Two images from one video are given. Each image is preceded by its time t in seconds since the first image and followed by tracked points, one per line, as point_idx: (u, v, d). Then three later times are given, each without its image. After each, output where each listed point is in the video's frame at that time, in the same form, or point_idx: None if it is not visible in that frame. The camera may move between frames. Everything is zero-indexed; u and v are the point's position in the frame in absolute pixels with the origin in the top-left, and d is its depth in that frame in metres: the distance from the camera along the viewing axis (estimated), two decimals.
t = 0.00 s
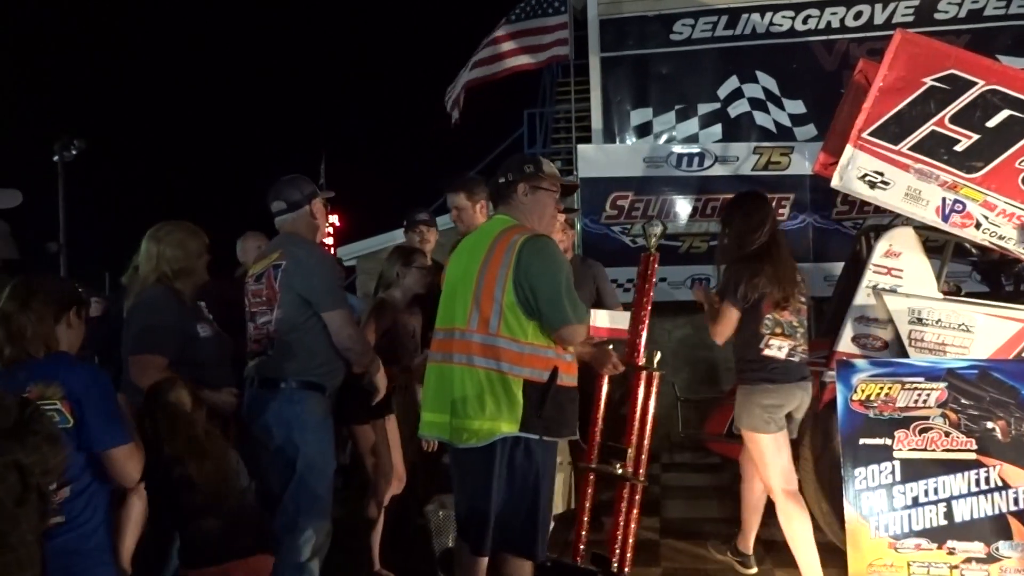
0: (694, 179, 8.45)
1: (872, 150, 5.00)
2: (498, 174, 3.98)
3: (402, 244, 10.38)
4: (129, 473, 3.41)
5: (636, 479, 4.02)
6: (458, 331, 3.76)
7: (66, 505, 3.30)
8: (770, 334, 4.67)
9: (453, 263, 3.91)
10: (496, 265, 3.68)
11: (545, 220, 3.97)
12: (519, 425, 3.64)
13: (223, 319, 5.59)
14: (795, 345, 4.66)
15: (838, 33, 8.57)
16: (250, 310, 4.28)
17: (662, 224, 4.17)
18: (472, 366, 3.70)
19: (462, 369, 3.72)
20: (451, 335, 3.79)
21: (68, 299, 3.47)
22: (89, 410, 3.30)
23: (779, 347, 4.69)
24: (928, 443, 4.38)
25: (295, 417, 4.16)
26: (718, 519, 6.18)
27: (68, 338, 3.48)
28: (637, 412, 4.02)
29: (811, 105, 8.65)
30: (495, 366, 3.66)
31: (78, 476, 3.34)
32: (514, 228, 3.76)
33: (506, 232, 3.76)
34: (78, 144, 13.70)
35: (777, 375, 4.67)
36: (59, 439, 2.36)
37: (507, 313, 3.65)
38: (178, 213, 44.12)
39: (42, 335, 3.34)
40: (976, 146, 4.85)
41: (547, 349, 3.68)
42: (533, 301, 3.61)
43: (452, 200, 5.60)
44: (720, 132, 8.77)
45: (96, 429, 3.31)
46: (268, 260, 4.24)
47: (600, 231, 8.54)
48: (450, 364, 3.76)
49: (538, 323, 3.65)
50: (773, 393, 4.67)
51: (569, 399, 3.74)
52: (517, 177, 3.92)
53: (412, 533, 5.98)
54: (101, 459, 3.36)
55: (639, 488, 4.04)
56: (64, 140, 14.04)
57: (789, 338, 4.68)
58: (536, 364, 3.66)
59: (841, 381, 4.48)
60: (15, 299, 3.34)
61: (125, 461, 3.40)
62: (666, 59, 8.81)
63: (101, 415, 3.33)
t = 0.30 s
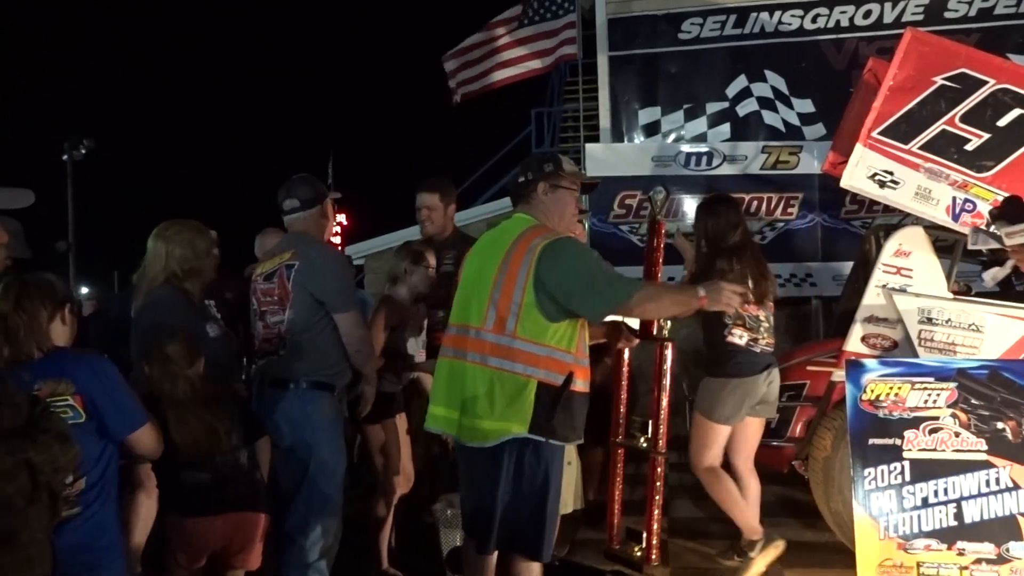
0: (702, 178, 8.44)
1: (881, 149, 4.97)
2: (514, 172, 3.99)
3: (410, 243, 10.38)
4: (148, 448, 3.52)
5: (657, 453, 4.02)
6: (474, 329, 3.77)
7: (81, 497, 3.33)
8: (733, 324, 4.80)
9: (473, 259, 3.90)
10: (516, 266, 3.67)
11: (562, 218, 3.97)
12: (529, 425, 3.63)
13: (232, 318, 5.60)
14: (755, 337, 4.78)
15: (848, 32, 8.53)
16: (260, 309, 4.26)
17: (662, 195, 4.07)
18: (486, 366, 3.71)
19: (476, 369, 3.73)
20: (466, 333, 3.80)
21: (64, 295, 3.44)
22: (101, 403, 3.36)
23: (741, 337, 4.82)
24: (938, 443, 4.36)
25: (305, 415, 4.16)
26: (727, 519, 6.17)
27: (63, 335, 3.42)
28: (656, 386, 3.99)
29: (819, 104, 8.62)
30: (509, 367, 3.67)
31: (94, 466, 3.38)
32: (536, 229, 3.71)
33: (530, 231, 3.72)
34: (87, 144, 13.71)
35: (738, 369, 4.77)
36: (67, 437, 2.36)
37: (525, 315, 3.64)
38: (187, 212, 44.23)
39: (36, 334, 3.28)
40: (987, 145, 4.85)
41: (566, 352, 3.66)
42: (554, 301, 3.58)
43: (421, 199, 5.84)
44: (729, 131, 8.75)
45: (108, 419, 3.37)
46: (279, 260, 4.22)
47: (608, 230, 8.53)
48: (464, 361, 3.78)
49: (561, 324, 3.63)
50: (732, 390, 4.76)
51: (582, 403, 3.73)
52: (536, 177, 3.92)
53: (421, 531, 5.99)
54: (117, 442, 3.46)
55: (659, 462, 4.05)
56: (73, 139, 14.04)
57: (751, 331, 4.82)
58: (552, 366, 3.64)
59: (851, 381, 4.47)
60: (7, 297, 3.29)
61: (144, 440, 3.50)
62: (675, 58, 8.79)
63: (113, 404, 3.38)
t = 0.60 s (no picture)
0: (716, 176, 8.41)
1: (895, 145, 4.94)
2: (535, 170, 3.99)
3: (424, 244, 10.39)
4: (161, 433, 3.64)
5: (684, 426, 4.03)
6: (500, 330, 3.76)
7: (105, 492, 3.38)
8: (710, 327, 5.19)
9: (496, 259, 3.90)
10: (541, 266, 3.66)
11: (583, 216, 3.96)
12: (561, 428, 3.62)
13: (246, 320, 5.62)
14: (730, 338, 5.16)
15: (861, 28, 8.48)
16: (278, 310, 4.24)
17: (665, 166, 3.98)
18: (514, 368, 3.71)
19: (506, 371, 3.73)
20: (492, 334, 3.80)
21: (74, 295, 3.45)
22: (118, 396, 3.41)
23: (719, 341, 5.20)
24: (956, 441, 4.33)
25: (322, 416, 4.17)
26: (743, 518, 6.15)
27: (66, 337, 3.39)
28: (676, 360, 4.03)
29: (832, 100, 8.58)
30: (537, 368, 3.66)
31: (115, 462, 3.42)
32: (559, 228, 3.71)
33: (553, 230, 3.72)
34: (103, 148, 13.79)
35: (712, 370, 5.15)
36: (85, 438, 2.38)
37: (552, 315, 3.64)
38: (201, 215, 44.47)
39: (36, 339, 3.23)
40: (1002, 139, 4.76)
41: (593, 350, 3.67)
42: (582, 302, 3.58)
43: (377, 203, 5.69)
44: (741, 129, 8.72)
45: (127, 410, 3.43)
46: (298, 261, 4.22)
47: (620, 229, 8.45)
48: (492, 362, 3.79)
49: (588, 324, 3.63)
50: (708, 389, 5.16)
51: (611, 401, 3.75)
52: (559, 174, 3.91)
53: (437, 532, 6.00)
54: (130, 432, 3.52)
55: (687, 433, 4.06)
56: (89, 143, 14.11)
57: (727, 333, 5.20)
58: (579, 366, 3.64)
59: (866, 378, 4.43)
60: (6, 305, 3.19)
61: (157, 425, 3.62)
62: (686, 56, 8.76)
63: (127, 396, 3.44)
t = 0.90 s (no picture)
0: (732, 175, 8.37)
1: (915, 143, 4.92)
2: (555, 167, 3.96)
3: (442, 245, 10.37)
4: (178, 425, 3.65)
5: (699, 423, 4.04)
6: (516, 331, 3.77)
7: (140, 485, 3.48)
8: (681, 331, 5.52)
9: (513, 259, 3.90)
10: (558, 267, 3.67)
11: (599, 217, 3.99)
12: (574, 430, 3.63)
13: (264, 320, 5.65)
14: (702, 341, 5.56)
15: (879, 25, 8.41)
16: (305, 308, 4.24)
17: (685, 163, 4.05)
18: (529, 368, 3.71)
19: (519, 372, 3.73)
20: (508, 335, 3.80)
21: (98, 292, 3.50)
22: (150, 390, 3.48)
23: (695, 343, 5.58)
24: (976, 442, 4.29)
25: (342, 415, 4.18)
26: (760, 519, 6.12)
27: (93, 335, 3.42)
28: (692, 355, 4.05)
29: (851, 98, 8.52)
30: (552, 369, 3.66)
31: (148, 456, 3.49)
32: (577, 229, 3.72)
33: (569, 231, 3.73)
34: (122, 150, 13.85)
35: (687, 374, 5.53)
36: (106, 436, 2.40)
37: (568, 316, 3.64)
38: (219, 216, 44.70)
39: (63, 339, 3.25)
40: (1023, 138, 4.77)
41: (607, 354, 3.67)
42: (597, 305, 3.58)
43: (374, 204, 5.60)
44: (758, 128, 8.68)
45: (158, 404, 3.50)
46: (326, 261, 4.23)
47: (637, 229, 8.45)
48: (507, 363, 3.78)
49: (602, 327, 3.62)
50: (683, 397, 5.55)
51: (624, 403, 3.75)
52: (584, 173, 3.90)
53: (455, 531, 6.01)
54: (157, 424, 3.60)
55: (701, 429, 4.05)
56: (107, 146, 14.15)
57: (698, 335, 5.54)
58: (595, 369, 3.64)
59: (886, 378, 4.40)
60: (35, 307, 3.23)
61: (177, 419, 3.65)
62: (702, 55, 8.73)
63: (158, 390, 3.50)
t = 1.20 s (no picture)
0: (752, 175, 8.35)
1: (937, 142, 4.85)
2: (587, 164, 3.94)
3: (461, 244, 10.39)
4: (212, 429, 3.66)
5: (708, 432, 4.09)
6: (536, 331, 3.77)
7: (180, 480, 3.52)
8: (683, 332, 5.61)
9: (531, 259, 3.90)
10: (577, 267, 3.67)
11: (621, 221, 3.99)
12: (598, 428, 3.63)
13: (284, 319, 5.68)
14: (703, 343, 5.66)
15: (901, 24, 8.34)
16: (337, 306, 4.23)
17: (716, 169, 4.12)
18: (549, 368, 3.71)
19: (540, 371, 3.73)
20: (527, 335, 3.81)
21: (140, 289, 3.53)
22: (191, 390, 3.51)
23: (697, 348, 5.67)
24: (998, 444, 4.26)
25: (365, 414, 4.20)
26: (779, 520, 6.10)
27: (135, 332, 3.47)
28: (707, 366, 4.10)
29: (872, 97, 8.45)
30: (573, 369, 3.66)
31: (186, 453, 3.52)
32: (593, 228, 3.73)
33: (586, 230, 3.73)
34: (144, 150, 13.93)
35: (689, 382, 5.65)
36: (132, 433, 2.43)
37: (587, 315, 3.64)
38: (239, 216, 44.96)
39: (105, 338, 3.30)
40: None
41: (627, 352, 3.65)
42: (617, 303, 3.57)
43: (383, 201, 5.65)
44: (778, 127, 8.63)
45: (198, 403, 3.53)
46: (360, 260, 4.22)
47: (656, 229, 8.43)
48: (527, 363, 3.78)
49: (622, 324, 3.61)
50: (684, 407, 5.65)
51: (646, 402, 3.73)
52: (616, 175, 3.91)
53: (473, 529, 6.03)
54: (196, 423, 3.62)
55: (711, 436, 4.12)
56: (129, 146, 14.23)
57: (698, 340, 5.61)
58: (615, 367, 3.63)
59: (907, 380, 4.37)
60: (77, 308, 3.30)
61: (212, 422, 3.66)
62: (722, 54, 8.69)
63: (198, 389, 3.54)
